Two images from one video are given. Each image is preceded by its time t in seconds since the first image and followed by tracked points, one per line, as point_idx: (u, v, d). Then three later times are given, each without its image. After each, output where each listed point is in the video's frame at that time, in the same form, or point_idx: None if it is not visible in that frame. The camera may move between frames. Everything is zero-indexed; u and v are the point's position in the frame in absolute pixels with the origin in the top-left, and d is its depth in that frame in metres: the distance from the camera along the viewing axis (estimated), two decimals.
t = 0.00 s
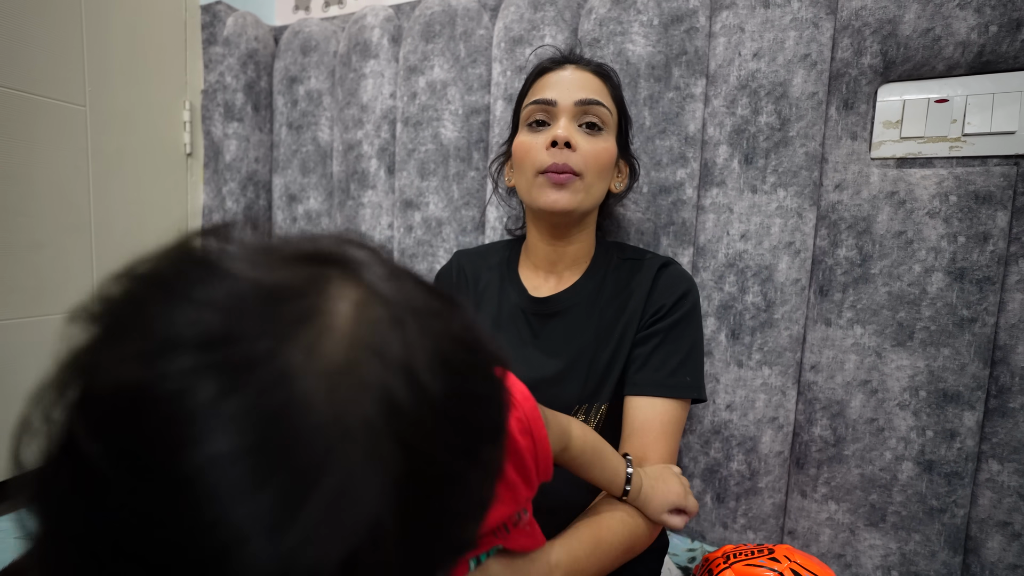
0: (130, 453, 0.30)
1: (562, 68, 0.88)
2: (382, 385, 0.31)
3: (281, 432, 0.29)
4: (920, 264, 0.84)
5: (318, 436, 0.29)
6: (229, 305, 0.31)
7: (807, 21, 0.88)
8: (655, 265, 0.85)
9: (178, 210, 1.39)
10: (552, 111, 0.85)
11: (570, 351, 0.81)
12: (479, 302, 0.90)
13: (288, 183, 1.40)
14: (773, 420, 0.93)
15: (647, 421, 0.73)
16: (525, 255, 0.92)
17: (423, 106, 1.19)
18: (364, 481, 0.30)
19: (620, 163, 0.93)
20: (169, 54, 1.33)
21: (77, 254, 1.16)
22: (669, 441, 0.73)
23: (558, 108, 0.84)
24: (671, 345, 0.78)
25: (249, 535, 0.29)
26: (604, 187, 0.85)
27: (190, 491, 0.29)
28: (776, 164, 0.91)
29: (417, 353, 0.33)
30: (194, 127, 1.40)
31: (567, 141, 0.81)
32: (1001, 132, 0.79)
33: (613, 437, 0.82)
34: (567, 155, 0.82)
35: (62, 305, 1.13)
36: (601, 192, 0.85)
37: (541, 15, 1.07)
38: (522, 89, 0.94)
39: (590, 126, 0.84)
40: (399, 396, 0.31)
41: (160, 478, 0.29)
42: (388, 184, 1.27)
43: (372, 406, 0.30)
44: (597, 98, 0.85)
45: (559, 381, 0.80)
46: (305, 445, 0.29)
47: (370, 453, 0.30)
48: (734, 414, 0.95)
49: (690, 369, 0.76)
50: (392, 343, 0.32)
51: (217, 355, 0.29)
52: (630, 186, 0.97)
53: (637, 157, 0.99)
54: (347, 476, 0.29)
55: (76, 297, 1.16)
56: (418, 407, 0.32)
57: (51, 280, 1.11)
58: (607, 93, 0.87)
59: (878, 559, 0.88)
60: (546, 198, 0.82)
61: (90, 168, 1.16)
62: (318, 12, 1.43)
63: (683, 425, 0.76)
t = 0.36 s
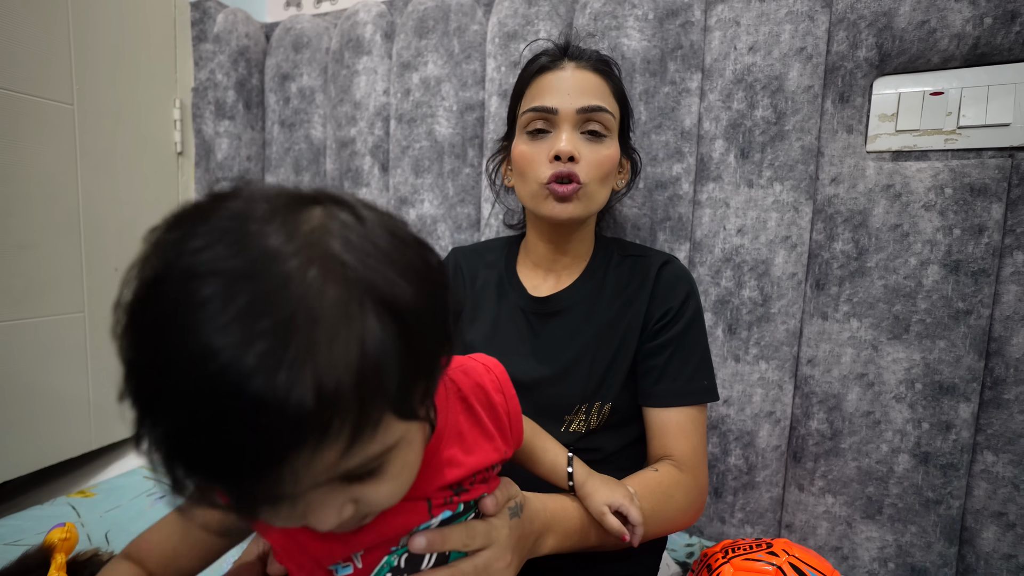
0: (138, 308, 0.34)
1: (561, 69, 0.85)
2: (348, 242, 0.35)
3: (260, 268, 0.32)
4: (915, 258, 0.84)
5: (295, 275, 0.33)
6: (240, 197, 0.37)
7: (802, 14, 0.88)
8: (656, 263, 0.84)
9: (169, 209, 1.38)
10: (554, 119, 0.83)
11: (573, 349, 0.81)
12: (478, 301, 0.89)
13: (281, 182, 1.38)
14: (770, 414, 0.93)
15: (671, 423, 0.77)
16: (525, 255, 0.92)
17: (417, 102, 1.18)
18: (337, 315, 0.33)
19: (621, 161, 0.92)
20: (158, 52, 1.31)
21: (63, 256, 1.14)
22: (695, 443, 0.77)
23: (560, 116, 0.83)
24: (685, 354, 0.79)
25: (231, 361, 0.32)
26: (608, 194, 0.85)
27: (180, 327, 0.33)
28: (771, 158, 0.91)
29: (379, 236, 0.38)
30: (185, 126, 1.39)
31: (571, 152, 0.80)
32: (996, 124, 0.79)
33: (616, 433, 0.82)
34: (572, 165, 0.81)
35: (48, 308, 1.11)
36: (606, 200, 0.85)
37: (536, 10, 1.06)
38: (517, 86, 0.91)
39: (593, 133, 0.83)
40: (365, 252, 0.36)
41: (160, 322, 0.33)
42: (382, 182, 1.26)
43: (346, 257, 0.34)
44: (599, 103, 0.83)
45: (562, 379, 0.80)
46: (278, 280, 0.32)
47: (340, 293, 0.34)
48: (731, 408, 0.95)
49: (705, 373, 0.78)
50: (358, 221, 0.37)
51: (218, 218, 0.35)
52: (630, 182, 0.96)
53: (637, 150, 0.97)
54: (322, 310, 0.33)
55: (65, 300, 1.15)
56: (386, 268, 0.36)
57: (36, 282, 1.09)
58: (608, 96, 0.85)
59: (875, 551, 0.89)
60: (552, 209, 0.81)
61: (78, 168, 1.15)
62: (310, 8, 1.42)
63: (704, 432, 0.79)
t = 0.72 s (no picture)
0: (184, 251, 0.40)
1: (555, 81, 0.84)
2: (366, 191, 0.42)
3: (283, 206, 0.38)
4: (916, 257, 0.84)
5: (317, 210, 0.38)
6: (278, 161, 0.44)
7: (801, 14, 0.88)
8: (665, 262, 0.84)
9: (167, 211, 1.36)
10: (552, 135, 0.83)
11: (581, 351, 0.80)
12: (482, 303, 0.88)
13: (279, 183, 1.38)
14: (771, 414, 0.93)
15: (688, 426, 0.77)
16: (525, 260, 0.91)
17: (416, 103, 1.18)
18: (350, 243, 0.39)
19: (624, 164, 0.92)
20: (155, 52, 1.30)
21: (59, 257, 1.12)
22: (714, 446, 0.76)
23: (558, 132, 0.82)
24: (699, 355, 0.79)
25: (254, 279, 0.37)
26: (611, 203, 0.85)
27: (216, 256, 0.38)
28: (771, 158, 0.91)
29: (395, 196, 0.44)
30: (182, 127, 1.38)
31: (572, 169, 0.79)
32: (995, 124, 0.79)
33: (623, 434, 0.82)
34: (573, 182, 0.80)
35: (43, 310, 1.09)
36: (608, 210, 0.84)
37: (535, 10, 1.06)
38: (512, 97, 0.90)
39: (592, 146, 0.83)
40: (378, 198, 0.42)
41: (200, 256, 0.39)
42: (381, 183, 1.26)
43: (360, 200, 0.41)
44: (599, 116, 0.82)
45: (571, 380, 0.80)
46: (301, 213, 0.38)
47: (352, 226, 0.39)
48: (733, 409, 0.95)
49: (719, 373, 0.78)
50: (376, 180, 0.44)
51: (257, 173, 0.42)
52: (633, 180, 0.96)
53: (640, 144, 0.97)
54: (336, 237, 0.38)
55: (62, 301, 1.13)
56: (397, 212, 0.42)
57: (32, 284, 1.07)
58: (607, 107, 0.84)
59: (877, 552, 0.88)
60: (556, 225, 0.81)
61: (75, 168, 1.14)
62: (307, 8, 1.41)
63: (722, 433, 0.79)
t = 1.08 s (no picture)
0: (176, 286, 0.38)
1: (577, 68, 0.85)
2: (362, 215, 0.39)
3: (279, 238, 0.36)
4: (918, 257, 0.84)
5: (312, 244, 0.36)
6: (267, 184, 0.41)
7: (804, 14, 0.88)
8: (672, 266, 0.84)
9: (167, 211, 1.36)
10: (569, 119, 0.83)
11: (587, 351, 0.80)
12: (488, 301, 0.87)
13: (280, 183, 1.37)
14: (774, 414, 0.93)
15: (696, 429, 0.77)
16: (535, 254, 0.91)
17: (417, 103, 1.17)
18: (351, 280, 0.37)
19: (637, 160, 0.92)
20: (156, 52, 1.30)
21: (59, 258, 1.12)
22: (720, 448, 0.76)
23: (576, 116, 0.82)
24: (706, 360, 0.78)
25: (253, 325, 0.35)
26: (624, 193, 0.84)
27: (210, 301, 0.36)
28: (774, 158, 0.91)
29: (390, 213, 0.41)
30: (183, 127, 1.38)
31: (588, 150, 0.79)
32: (998, 124, 0.79)
33: (627, 437, 0.82)
34: (588, 165, 0.80)
35: (43, 310, 1.09)
36: (620, 201, 0.84)
37: (536, 10, 1.06)
38: (530, 88, 0.91)
39: (608, 132, 0.83)
40: (376, 222, 0.39)
41: (193, 299, 0.37)
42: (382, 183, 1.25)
43: (357, 224, 0.38)
44: (617, 104, 0.83)
45: (576, 381, 0.79)
46: (295, 249, 0.36)
47: (351, 257, 0.37)
48: (735, 409, 0.95)
49: (725, 379, 0.78)
50: (372, 200, 0.41)
51: (248, 201, 0.39)
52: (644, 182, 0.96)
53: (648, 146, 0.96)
54: (335, 274, 0.36)
55: (62, 302, 1.13)
56: (397, 236, 0.40)
57: (32, 285, 1.07)
58: (625, 95, 0.85)
59: (880, 552, 0.88)
60: (571, 210, 0.81)
61: (75, 168, 1.13)
62: (308, 8, 1.41)
63: (731, 438, 0.79)
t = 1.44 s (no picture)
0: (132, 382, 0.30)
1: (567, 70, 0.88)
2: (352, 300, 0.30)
3: (257, 336, 0.27)
4: (924, 263, 0.83)
5: (291, 355, 0.27)
6: (232, 246, 0.31)
7: (808, 20, 0.88)
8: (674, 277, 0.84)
9: (178, 214, 1.39)
10: (564, 114, 0.84)
11: (590, 360, 0.80)
12: (495, 305, 0.88)
13: (288, 187, 1.39)
14: (779, 420, 0.93)
15: (689, 438, 0.76)
16: (541, 259, 0.91)
17: (424, 108, 1.19)
18: (342, 393, 0.28)
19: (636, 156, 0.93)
20: (167, 58, 1.32)
21: (74, 260, 1.14)
22: (711, 457, 0.76)
23: (570, 111, 0.84)
24: (703, 372, 0.79)
25: (222, 452, 0.27)
26: (626, 184, 0.85)
27: (164, 429, 0.28)
28: (778, 164, 0.91)
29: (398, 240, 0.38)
30: (193, 131, 1.40)
31: (584, 139, 0.81)
32: (1003, 130, 0.79)
33: (631, 445, 0.82)
34: (585, 154, 0.81)
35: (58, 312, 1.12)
36: (623, 191, 0.84)
37: (542, 16, 1.07)
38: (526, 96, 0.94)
39: (604, 124, 0.84)
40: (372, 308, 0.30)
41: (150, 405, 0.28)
42: (389, 187, 1.27)
43: (346, 311, 0.29)
44: (608, 95, 0.85)
45: (578, 389, 0.80)
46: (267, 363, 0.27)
47: (340, 363, 0.28)
48: (739, 414, 0.95)
49: (721, 393, 0.78)
50: (372, 266, 0.32)
51: (202, 278, 0.29)
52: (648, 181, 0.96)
53: (649, 149, 0.97)
54: (319, 393, 0.27)
55: (75, 303, 1.15)
56: (398, 323, 0.31)
57: (48, 286, 1.09)
58: (615, 90, 0.87)
59: (886, 559, 0.88)
60: (575, 204, 0.81)
61: (89, 172, 1.15)
62: (317, 14, 1.43)
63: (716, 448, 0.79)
